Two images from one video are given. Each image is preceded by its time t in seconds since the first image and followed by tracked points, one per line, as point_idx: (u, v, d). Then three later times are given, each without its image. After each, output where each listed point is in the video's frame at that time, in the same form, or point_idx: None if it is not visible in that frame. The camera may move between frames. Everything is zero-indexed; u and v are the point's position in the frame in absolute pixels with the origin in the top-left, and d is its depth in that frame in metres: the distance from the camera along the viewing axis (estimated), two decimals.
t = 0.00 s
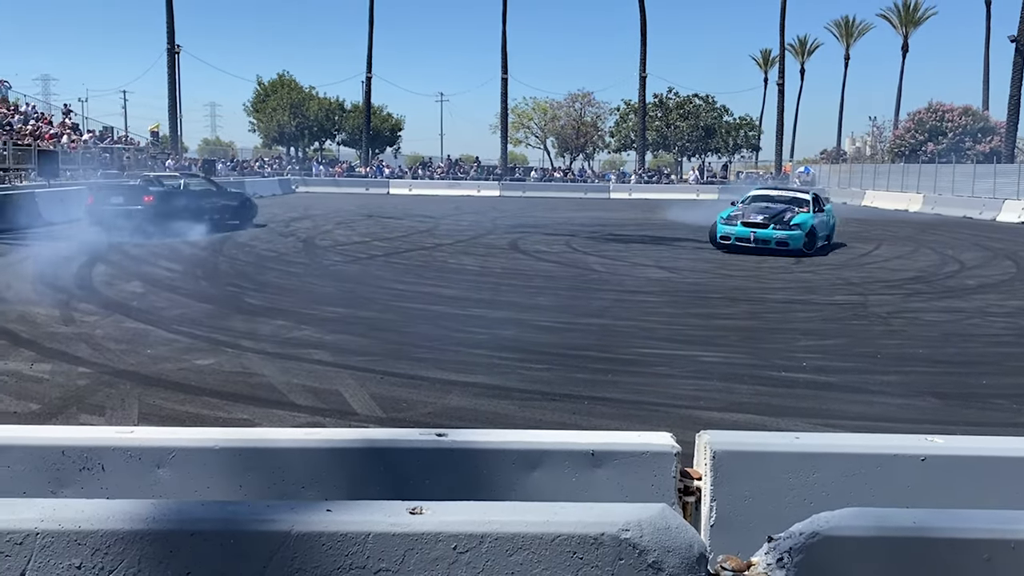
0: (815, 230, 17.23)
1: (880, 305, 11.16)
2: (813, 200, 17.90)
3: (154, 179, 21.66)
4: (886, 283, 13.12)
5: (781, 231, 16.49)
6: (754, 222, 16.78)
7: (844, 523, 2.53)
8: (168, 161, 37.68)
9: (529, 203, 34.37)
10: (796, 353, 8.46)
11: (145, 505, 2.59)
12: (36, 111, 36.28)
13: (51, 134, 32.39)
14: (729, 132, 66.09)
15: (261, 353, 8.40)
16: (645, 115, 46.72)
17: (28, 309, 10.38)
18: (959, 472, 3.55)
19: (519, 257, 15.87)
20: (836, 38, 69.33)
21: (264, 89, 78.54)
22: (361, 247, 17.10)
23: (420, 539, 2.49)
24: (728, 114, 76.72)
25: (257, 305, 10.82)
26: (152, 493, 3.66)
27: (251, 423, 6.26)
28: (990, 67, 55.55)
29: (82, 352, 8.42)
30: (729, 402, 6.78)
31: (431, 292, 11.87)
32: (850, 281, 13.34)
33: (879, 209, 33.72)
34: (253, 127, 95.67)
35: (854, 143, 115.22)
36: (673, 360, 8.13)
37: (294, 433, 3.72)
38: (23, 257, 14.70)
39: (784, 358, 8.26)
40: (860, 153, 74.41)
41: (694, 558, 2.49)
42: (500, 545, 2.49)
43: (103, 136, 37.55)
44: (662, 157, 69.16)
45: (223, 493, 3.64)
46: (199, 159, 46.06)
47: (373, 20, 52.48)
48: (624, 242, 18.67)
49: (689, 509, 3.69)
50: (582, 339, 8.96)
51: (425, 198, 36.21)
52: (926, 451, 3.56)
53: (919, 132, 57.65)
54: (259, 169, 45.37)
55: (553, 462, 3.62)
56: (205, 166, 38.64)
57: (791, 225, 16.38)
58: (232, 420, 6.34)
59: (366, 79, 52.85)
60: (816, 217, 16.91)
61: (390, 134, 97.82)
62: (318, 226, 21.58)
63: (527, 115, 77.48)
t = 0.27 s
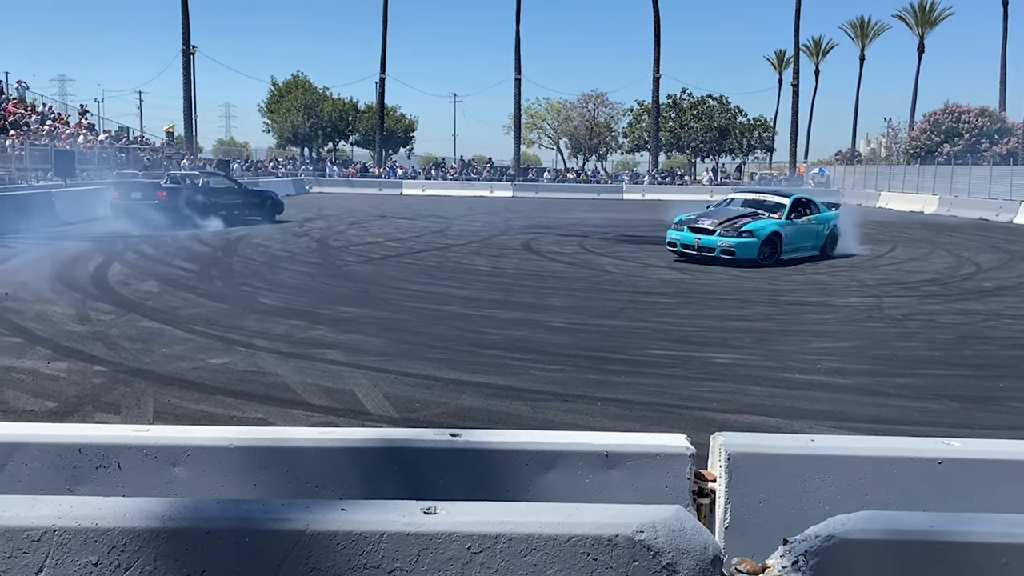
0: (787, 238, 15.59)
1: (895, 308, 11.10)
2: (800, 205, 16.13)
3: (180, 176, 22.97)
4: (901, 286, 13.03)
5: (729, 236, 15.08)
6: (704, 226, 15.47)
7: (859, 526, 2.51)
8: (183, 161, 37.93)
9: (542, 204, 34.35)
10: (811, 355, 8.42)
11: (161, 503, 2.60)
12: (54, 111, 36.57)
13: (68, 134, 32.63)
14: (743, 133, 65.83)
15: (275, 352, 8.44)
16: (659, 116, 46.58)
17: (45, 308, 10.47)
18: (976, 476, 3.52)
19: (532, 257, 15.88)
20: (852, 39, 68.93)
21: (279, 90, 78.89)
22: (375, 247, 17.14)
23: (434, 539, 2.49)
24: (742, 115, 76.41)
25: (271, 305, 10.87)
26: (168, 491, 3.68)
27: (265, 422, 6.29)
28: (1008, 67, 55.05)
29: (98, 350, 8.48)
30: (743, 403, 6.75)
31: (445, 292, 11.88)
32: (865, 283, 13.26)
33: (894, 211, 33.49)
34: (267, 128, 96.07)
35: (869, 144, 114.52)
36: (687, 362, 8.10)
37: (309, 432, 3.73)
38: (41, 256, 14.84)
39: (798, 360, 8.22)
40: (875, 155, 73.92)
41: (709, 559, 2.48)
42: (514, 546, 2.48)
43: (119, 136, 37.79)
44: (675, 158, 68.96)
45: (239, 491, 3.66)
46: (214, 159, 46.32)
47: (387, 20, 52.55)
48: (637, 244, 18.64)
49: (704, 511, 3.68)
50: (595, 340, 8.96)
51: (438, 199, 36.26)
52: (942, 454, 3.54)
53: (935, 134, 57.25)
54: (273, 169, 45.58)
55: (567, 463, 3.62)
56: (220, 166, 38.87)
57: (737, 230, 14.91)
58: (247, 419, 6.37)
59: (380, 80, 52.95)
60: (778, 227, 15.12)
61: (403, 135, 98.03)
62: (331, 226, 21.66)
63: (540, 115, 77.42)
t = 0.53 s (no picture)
0: (724, 243, 14.52)
1: (908, 309, 11.04)
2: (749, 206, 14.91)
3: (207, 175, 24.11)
4: (915, 287, 12.97)
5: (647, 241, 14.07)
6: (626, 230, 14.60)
7: (873, 529, 2.50)
8: (196, 160, 38.14)
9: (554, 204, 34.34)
10: (823, 357, 8.38)
11: (176, 501, 2.62)
12: (68, 111, 36.80)
13: (82, 133, 32.84)
14: (755, 134, 65.64)
15: (287, 351, 8.47)
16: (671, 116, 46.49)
17: (60, 306, 10.55)
18: (992, 478, 3.51)
19: (543, 258, 15.88)
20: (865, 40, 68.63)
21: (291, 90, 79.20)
22: (386, 247, 17.18)
23: (448, 538, 2.50)
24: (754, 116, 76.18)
25: (283, 304, 10.92)
26: (183, 490, 3.71)
27: (278, 421, 6.32)
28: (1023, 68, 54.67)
29: (113, 349, 8.54)
30: (756, 405, 6.74)
31: (456, 292, 11.90)
32: (878, 284, 13.20)
33: (908, 212, 33.31)
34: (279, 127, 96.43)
35: (882, 145, 114.00)
36: (699, 363, 8.08)
37: (323, 431, 3.75)
38: (56, 255, 14.95)
39: (811, 361, 8.20)
40: (889, 156, 73.54)
41: (723, 561, 2.47)
42: (528, 546, 2.48)
43: (133, 135, 38.01)
44: (687, 158, 68.81)
45: (254, 489, 3.68)
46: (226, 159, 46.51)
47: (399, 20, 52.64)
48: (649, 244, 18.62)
49: (717, 512, 3.68)
50: (606, 341, 8.95)
51: (450, 199, 36.31)
52: (958, 457, 3.52)
53: (948, 134, 56.98)
54: (285, 169, 45.77)
55: (580, 463, 3.62)
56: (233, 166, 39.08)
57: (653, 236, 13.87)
58: (260, 418, 6.41)
59: (392, 80, 53.05)
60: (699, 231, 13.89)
61: (414, 135, 98.23)
62: (342, 226, 21.73)
63: (551, 116, 77.43)
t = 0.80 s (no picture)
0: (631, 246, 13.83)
1: (920, 311, 10.99)
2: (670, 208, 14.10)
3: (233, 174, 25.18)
4: (927, 288, 12.90)
5: (540, 241, 13.55)
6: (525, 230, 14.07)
7: (885, 530, 2.49)
8: (207, 160, 38.32)
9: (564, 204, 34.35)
10: (835, 358, 8.35)
11: (188, 499, 2.63)
12: (80, 111, 37.01)
13: (94, 132, 33.03)
14: (766, 134, 65.46)
15: (297, 350, 8.50)
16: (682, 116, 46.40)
17: (72, 304, 10.61)
18: (1005, 481, 3.48)
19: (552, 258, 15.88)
20: (877, 39, 68.34)
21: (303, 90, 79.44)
22: (396, 247, 17.20)
23: (459, 537, 2.50)
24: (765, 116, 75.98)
25: (294, 303, 10.95)
26: (195, 487, 3.73)
27: (288, 420, 6.34)
28: None
29: (124, 347, 8.58)
30: (767, 406, 6.71)
31: (466, 292, 11.91)
32: (890, 285, 13.14)
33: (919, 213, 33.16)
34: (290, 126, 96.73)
35: (893, 146, 113.55)
36: (709, 363, 8.07)
37: (335, 430, 3.76)
38: (68, 253, 15.04)
39: (822, 362, 8.16)
40: (901, 156, 73.20)
41: (734, 562, 2.46)
42: (539, 546, 2.48)
43: (144, 134, 38.21)
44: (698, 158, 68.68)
45: (265, 488, 3.70)
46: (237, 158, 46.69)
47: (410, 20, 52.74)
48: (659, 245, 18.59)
49: (728, 513, 3.68)
50: (616, 341, 8.95)
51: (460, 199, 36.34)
52: (971, 459, 3.50)
53: (961, 135, 56.72)
54: (296, 168, 45.93)
55: (591, 463, 3.62)
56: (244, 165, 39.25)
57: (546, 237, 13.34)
58: (270, 416, 6.43)
59: (402, 80, 53.14)
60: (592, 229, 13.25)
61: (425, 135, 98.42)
62: (353, 225, 21.82)
63: (561, 115, 77.41)
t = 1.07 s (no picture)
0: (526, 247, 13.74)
1: (930, 311, 10.94)
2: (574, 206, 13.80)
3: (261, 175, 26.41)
4: (937, 289, 12.83)
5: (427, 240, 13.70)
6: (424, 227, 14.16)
7: (895, 531, 2.49)
8: (217, 159, 38.44)
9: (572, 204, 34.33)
10: (844, 359, 8.32)
11: (198, 496, 2.64)
12: (91, 110, 37.21)
13: (105, 131, 33.17)
14: (775, 134, 65.28)
15: (306, 348, 8.52)
16: (690, 116, 46.29)
17: (82, 302, 10.66)
18: (1015, 482, 3.47)
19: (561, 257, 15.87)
20: (888, 40, 68.02)
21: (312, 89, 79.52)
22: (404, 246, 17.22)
23: (467, 536, 2.50)
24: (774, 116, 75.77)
25: (303, 302, 10.98)
26: (205, 484, 3.74)
27: (297, 418, 6.35)
28: None
29: (134, 344, 8.61)
30: (776, 406, 6.70)
31: (474, 291, 11.92)
32: (899, 286, 13.08)
33: (930, 213, 33.01)
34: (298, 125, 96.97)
35: (903, 147, 113.02)
36: (718, 364, 8.05)
37: (344, 428, 3.77)
38: (78, 251, 15.10)
39: (831, 363, 8.14)
40: (910, 156, 72.87)
41: (743, 562, 2.46)
42: (548, 544, 2.47)
43: (155, 133, 38.38)
44: (707, 158, 68.51)
45: (275, 485, 3.71)
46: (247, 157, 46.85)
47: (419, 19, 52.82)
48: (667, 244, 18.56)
49: (736, 513, 3.67)
50: (625, 341, 8.94)
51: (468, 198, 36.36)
52: (981, 460, 3.49)
53: (971, 135, 56.48)
54: (305, 167, 46.01)
55: (599, 463, 3.62)
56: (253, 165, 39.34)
57: (430, 234, 13.49)
58: (279, 414, 6.44)
59: (411, 79, 53.16)
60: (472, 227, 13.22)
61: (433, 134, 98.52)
62: (361, 224, 21.82)
63: (570, 115, 77.35)
